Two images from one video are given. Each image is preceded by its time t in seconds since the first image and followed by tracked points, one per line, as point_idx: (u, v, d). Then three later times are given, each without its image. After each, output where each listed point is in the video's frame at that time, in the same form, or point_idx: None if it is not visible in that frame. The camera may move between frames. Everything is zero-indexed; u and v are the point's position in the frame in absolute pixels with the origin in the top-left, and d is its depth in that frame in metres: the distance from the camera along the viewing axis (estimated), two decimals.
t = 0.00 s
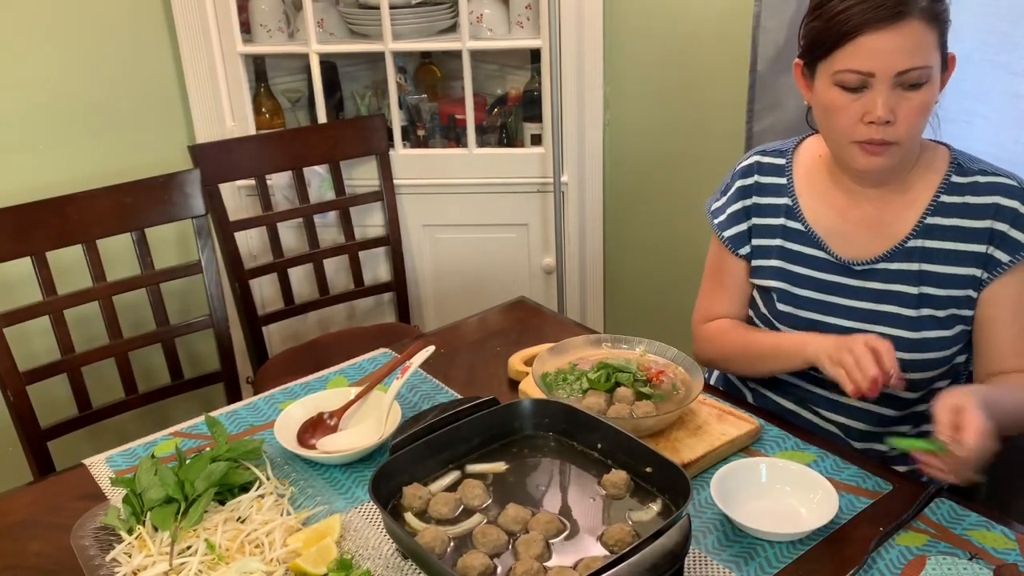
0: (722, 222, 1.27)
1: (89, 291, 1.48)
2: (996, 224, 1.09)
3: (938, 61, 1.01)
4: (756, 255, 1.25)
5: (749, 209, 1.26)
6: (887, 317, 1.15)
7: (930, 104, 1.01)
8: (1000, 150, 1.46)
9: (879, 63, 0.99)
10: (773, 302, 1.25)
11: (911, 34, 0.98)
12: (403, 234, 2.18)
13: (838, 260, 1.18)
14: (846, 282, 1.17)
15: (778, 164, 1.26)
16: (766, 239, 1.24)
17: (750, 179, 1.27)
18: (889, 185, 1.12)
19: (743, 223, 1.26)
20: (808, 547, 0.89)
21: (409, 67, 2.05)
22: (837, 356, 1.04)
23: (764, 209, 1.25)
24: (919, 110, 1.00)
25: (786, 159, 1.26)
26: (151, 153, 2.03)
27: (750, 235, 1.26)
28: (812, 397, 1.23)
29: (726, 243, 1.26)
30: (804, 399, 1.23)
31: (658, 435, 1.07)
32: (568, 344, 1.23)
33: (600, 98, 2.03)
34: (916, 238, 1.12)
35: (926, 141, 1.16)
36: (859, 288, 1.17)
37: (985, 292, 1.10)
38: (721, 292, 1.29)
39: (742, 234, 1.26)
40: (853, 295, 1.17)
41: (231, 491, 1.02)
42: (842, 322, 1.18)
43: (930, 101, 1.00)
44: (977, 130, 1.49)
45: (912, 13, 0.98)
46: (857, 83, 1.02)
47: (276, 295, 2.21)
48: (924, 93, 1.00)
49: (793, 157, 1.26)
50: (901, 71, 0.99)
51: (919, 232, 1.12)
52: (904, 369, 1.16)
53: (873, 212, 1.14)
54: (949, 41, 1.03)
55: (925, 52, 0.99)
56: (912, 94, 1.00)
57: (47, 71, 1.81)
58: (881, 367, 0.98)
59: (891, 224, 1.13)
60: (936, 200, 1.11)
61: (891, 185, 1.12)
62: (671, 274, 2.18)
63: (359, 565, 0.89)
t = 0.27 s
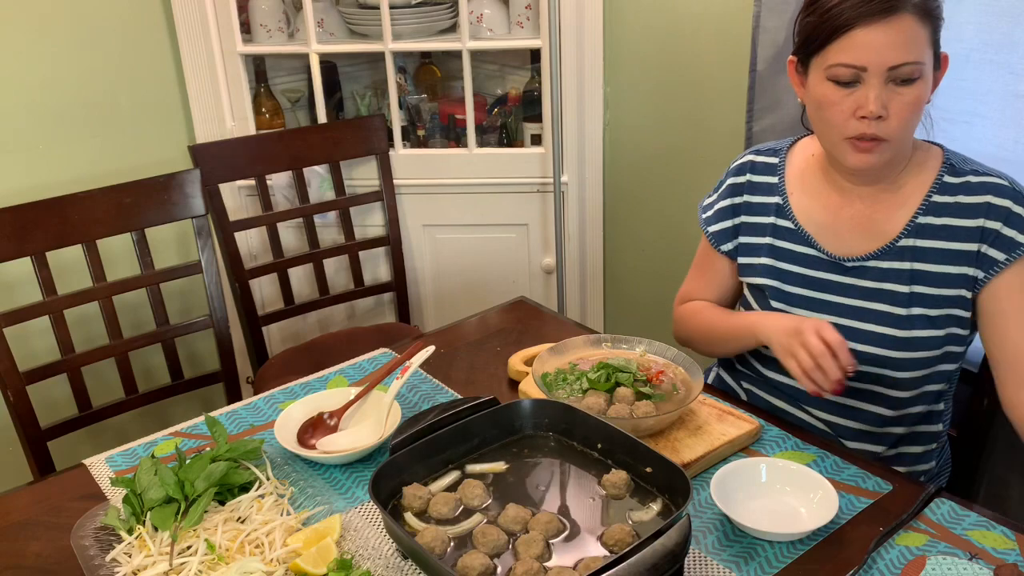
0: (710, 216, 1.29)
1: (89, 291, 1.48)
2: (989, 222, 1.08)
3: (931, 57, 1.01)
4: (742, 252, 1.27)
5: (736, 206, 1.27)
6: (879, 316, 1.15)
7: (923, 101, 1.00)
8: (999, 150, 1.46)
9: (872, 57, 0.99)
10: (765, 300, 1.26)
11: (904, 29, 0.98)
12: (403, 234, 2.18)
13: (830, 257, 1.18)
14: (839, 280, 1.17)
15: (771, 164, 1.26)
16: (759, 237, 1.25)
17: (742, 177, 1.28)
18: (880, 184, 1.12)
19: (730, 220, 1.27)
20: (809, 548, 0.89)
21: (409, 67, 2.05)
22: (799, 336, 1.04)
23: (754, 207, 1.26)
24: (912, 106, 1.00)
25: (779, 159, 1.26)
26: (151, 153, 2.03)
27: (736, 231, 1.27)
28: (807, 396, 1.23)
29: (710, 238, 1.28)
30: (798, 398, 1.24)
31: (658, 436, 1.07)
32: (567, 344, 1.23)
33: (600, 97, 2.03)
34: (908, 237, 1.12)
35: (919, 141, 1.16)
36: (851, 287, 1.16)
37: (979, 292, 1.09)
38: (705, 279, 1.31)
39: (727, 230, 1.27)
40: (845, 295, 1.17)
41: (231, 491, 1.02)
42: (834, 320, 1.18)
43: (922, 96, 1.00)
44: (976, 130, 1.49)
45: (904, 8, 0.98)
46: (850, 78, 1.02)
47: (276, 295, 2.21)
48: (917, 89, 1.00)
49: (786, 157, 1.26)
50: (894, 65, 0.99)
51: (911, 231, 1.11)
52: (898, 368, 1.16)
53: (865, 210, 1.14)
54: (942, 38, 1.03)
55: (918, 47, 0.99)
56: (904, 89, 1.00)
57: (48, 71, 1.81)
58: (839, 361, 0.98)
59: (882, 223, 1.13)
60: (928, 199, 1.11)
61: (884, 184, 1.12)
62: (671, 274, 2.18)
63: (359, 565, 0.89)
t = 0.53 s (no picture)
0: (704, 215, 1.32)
1: (89, 291, 1.48)
2: (981, 230, 1.07)
3: (919, 56, 1.00)
4: (734, 253, 1.29)
5: (730, 206, 1.30)
6: (870, 322, 1.15)
7: (908, 97, 1.00)
8: (999, 150, 1.46)
9: (855, 51, 1.00)
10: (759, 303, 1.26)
11: (887, 22, 0.99)
12: (403, 234, 2.18)
13: (821, 260, 1.18)
14: (830, 284, 1.17)
15: (768, 166, 1.27)
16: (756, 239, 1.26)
17: (739, 179, 1.30)
18: (872, 189, 1.12)
19: (723, 222, 1.30)
20: (809, 548, 0.89)
21: (409, 67, 2.05)
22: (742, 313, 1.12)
23: (749, 209, 1.27)
24: (896, 102, 0.99)
25: (776, 161, 1.27)
26: (151, 152, 2.03)
27: (730, 232, 1.30)
28: (800, 399, 1.24)
29: (701, 237, 1.32)
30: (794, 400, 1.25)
31: (658, 435, 1.07)
32: (567, 344, 1.23)
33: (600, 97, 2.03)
34: (899, 243, 1.11)
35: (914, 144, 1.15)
36: (843, 292, 1.16)
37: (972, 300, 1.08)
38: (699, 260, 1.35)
39: (718, 230, 1.30)
40: (837, 299, 1.17)
41: (231, 491, 1.02)
42: (825, 325, 1.18)
43: (908, 92, 1.00)
44: (976, 130, 1.49)
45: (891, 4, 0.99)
46: (835, 73, 1.02)
47: (276, 295, 2.21)
48: (901, 86, 0.99)
49: (783, 160, 1.27)
50: (877, 59, 0.99)
51: (902, 237, 1.11)
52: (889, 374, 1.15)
53: (856, 215, 1.14)
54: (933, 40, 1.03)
55: (902, 43, 0.99)
56: (889, 84, 0.99)
57: (48, 71, 1.81)
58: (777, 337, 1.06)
59: (873, 228, 1.13)
60: (920, 205, 1.10)
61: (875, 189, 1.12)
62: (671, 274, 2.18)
63: (359, 565, 0.89)
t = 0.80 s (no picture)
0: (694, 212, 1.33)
1: (89, 291, 1.48)
2: (974, 244, 1.06)
3: (907, 50, 1.00)
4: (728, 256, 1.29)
5: (719, 205, 1.30)
6: (862, 334, 1.14)
7: (897, 91, 0.99)
8: (999, 150, 1.46)
9: (842, 42, 1.00)
10: (751, 308, 1.26)
11: (874, 15, 0.99)
12: (403, 234, 2.18)
13: (813, 269, 1.17)
14: (823, 294, 1.16)
15: (764, 169, 1.28)
16: (749, 245, 1.25)
17: (735, 180, 1.30)
18: (867, 198, 1.11)
19: (720, 221, 1.30)
20: (808, 548, 0.89)
21: (409, 67, 2.05)
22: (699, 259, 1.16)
23: (742, 212, 1.27)
24: (883, 93, 0.99)
25: (772, 165, 1.27)
26: (151, 152, 2.03)
27: (721, 232, 1.30)
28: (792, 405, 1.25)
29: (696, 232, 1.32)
30: (785, 406, 1.25)
31: (658, 435, 1.07)
32: (567, 344, 1.23)
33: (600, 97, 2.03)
34: (892, 255, 1.10)
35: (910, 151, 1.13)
36: (836, 302, 1.15)
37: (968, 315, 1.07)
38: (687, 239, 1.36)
39: (715, 229, 1.30)
40: (830, 309, 1.16)
41: (231, 491, 1.02)
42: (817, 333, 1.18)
43: (896, 85, 0.99)
44: (976, 130, 1.49)
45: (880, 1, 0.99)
46: (822, 66, 1.03)
47: (276, 295, 2.22)
48: (888, 77, 0.99)
49: (780, 163, 1.27)
50: (863, 49, 0.99)
51: (895, 250, 1.10)
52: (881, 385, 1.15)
53: (848, 224, 1.13)
54: (923, 41, 1.03)
55: (889, 34, 0.99)
56: (876, 76, 0.99)
57: (47, 71, 1.81)
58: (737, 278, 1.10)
59: (867, 239, 1.12)
60: (914, 218, 1.09)
61: (868, 198, 1.11)
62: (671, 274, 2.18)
63: (359, 565, 0.89)
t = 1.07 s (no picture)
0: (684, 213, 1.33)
1: (89, 291, 1.48)
2: (932, 257, 1.02)
3: (902, 57, 1.00)
4: (717, 261, 1.29)
5: (711, 209, 1.30)
6: (840, 346, 1.13)
7: (890, 96, 0.99)
8: (999, 150, 1.47)
9: (838, 41, 1.00)
10: (737, 314, 1.26)
11: (872, 15, 0.98)
12: (403, 234, 2.18)
13: (797, 280, 1.17)
14: (802, 304, 1.16)
15: (757, 175, 1.27)
16: (738, 250, 1.26)
17: (727, 185, 1.30)
18: (849, 208, 1.09)
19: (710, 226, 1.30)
20: (809, 548, 0.89)
21: (409, 67, 2.05)
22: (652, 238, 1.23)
23: (732, 218, 1.27)
24: (875, 96, 0.98)
25: (765, 171, 1.27)
26: (151, 153, 2.03)
27: (708, 235, 1.30)
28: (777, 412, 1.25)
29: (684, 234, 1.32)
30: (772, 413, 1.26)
31: (658, 436, 1.07)
32: (568, 344, 1.23)
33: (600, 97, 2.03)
34: (865, 270, 1.09)
35: (895, 161, 1.11)
36: (815, 313, 1.15)
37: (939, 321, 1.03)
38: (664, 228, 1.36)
39: (704, 233, 1.31)
40: (810, 320, 1.16)
41: (231, 491, 1.02)
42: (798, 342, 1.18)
43: (889, 90, 0.98)
44: (976, 130, 1.49)
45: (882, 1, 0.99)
46: (816, 64, 1.02)
47: (276, 295, 2.22)
48: (881, 81, 0.98)
49: (773, 169, 1.27)
50: (859, 50, 0.99)
51: (868, 264, 1.08)
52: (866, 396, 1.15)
53: (828, 236, 1.13)
54: (920, 53, 1.02)
55: (886, 38, 0.98)
56: (869, 79, 0.99)
57: (47, 71, 1.81)
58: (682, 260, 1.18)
59: (845, 252, 1.11)
60: (888, 231, 1.07)
61: (848, 211, 1.10)
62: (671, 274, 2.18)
63: (359, 565, 0.89)
